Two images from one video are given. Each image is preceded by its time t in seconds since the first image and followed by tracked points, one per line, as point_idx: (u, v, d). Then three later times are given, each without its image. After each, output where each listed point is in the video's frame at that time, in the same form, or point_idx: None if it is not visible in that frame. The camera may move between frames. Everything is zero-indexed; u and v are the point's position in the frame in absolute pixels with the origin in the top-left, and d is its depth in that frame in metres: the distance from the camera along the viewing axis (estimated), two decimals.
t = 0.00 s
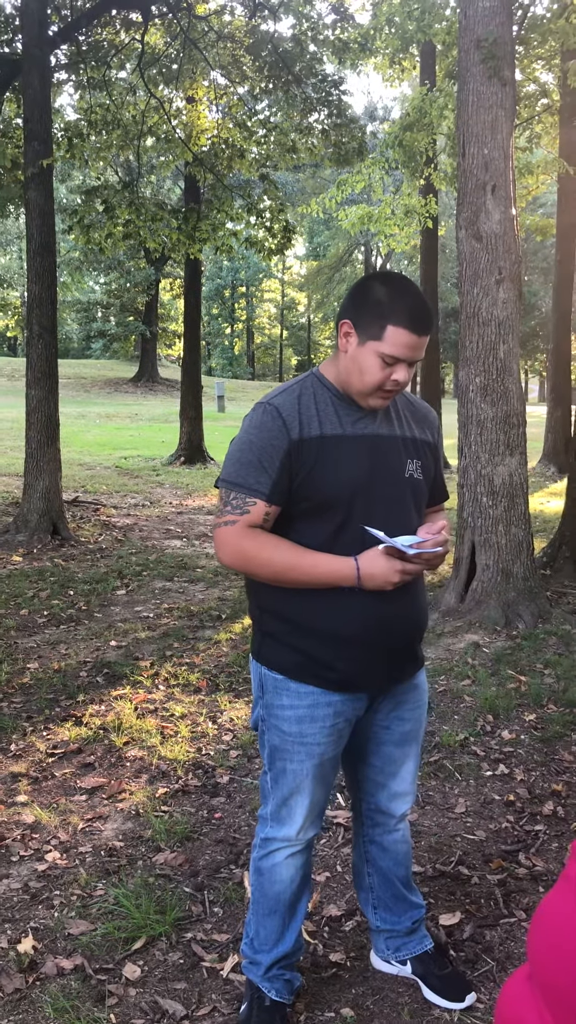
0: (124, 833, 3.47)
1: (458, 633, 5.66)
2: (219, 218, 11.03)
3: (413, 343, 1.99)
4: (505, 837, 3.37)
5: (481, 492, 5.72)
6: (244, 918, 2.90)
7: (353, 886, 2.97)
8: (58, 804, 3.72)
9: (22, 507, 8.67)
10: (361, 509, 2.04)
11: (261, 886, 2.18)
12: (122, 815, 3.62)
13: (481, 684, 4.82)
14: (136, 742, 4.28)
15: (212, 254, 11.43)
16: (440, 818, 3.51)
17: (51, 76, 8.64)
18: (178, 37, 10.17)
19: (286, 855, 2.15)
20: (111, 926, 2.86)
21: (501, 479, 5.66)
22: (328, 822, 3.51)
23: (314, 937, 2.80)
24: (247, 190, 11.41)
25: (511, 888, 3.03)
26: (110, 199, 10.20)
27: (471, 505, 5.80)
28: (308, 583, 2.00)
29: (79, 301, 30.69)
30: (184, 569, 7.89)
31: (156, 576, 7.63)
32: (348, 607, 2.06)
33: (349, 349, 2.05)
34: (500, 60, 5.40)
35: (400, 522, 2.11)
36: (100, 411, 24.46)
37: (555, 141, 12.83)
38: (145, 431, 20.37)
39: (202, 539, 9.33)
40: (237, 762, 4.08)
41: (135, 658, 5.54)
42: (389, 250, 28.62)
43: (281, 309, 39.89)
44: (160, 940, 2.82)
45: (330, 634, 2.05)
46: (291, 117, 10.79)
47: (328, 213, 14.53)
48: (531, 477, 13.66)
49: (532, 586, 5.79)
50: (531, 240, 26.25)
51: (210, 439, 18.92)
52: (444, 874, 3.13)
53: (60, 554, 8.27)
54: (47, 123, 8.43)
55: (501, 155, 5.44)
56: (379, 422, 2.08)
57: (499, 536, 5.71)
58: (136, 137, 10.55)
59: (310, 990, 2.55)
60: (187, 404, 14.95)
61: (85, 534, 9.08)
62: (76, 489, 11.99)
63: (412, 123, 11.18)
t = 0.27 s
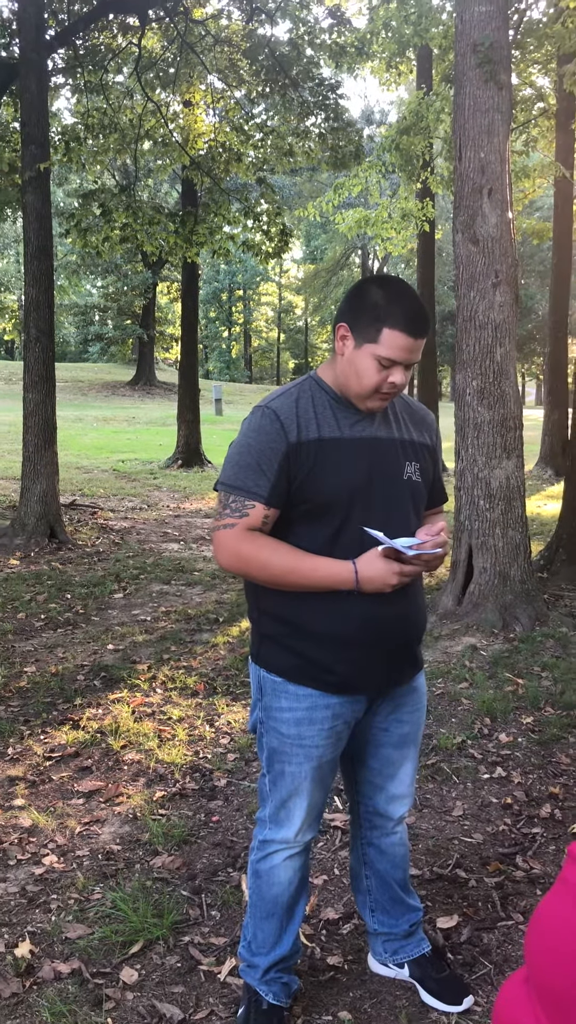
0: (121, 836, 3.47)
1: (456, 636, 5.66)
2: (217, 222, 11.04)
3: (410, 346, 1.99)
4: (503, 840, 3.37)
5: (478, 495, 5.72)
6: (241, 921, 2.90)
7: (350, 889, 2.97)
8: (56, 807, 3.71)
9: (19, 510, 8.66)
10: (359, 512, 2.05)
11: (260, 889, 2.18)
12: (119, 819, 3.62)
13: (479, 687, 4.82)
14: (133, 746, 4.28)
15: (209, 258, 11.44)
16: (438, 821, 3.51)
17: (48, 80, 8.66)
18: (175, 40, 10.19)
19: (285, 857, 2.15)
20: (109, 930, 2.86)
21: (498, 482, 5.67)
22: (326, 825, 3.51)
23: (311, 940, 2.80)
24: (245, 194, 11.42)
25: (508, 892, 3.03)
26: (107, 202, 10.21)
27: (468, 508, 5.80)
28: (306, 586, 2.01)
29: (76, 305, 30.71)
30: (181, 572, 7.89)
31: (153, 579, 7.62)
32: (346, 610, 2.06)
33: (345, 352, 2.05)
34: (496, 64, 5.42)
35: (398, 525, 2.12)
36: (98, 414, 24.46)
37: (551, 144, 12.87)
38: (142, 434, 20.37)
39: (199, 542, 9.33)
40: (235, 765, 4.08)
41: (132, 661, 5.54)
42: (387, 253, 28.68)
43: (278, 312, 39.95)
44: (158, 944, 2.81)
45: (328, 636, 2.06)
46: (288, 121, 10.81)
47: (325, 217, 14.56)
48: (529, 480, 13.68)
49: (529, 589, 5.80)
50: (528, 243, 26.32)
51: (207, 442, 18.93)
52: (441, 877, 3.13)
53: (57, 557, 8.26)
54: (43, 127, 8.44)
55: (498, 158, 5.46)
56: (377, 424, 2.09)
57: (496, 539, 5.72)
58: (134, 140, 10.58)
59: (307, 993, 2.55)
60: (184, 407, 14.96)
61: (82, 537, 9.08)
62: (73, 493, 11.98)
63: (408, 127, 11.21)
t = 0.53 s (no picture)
0: (118, 841, 3.46)
1: (452, 640, 5.67)
2: (213, 226, 11.07)
3: (406, 352, 2.00)
4: (499, 843, 3.38)
5: (475, 499, 5.73)
6: (238, 926, 2.89)
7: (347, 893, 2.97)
8: (52, 812, 3.71)
9: (16, 515, 8.67)
10: (357, 516, 2.05)
11: (258, 892, 2.18)
12: (116, 823, 3.61)
13: (475, 691, 4.82)
14: (130, 751, 4.27)
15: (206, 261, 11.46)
16: (435, 824, 3.51)
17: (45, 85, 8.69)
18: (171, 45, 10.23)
19: (283, 860, 2.15)
20: (105, 935, 2.85)
21: (494, 486, 5.68)
22: (323, 829, 3.51)
23: (308, 945, 2.80)
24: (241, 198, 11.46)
25: (505, 895, 3.03)
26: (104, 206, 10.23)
27: (464, 512, 5.81)
28: (304, 590, 2.01)
29: (72, 309, 30.72)
30: (177, 577, 7.88)
31: (150, 584, 7.62)
32: (345, 614, 2.07)
33: (342, 358, 2.06)
34: (492, 69, 5.45)
35: (396, 529, 2.12)
36: (94, 418, 24.45)
37: (547, 149, 12.93)
38: (139, 438, 20.36)
39: (196, 546, 9.33)
40: (231, 770, 4.08)
41: (129, 666, 5.53)
42: (383, 257, 28.76)
43: (275, 316, 40.03)
44: (154, 949, 2.81)
45: (327, 640, 2.06)
46: (284, 125, 10.85)
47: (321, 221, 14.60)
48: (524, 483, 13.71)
49: (525, 593, 5.81)
50: (524, 246, 26.39)
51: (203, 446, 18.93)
52: (438, 881, 3.13)
53: (54, 561, 8.25)
54: (40, 131, 8.46)
55: (493, 162, 5.49)
56: (375, 429, 2.10)
57: (492, 543, 5.73)
58: (130, 145, 10.61)
59: (303, 998, 2.55)
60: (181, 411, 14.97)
61: (78, 541, 9.07)
62: (69, 497, 11.98)
63: (404, 131, 11.27)
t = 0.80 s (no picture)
0: (114, 842, 3.46)
1: (449, 641, 5.67)
2: (210, 227, 11.07)
3: (401, 353, 2.01)
4: (497, 844, 3.38)
5: (472, 500, 5.74)
6: (235, 928, 2.89)
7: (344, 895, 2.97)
8: (49, 814, 3.70)
9: (13, 516, 8.66)
10: (355, 518, 2.05)
11: (256, 893, 2.18)
12: (112, 825, 3.61)
13: (472, 692, 4.83)
14: (127, 752, 4.27)
15: (203, 263, 11.47)
16: (432, 825, 3.52)
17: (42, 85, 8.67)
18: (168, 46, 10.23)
19: (282, 862, 2.15)
20: (102, 937, 2.85)
21: (491, 486, 5.69)
22: (320, 830, 3.51)
23: (305, 946, 2.80)
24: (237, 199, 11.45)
25: (502, 896, 3.04)
26: (101, 207, 10.22)
27: (461, 513, 5.82)
28: (303, 592, 2.01)
29: (69, 310, 30.67)
30: (175, 578, 7.88)
31: (147, 585, 7.61)
32: (344, 615, 2.07)
33: (338, 360, 2.07)
34: (488, 71, 5.46)
35: (394, 530, 2.12)
36: (91, 419, 24.42)
37: (544, 151, 12.95)
38: (135, 440, 20.33)
39: (193, 547, 9.32)
40: (229, 771, 4.08)
41: (126, 667, 5.53)
42: (380, 259, 28.79)
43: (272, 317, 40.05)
44: (151, 951, 2.81)
45: (326, 641, 2.06)
46: (281, 126, 10.85)
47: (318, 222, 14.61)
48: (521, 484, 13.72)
49: (522, 594, 5.82)
50: (521, 248, 26.41)
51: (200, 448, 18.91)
52: (435, 882, 3.13)
53: (50, 563, 8.24)
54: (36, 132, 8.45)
55: (490, 164, 5.50)
56: (372, 430, 2.10)
57: (489, 544, 5.74)
58: (127, 147, 10.62)
59: (300, 999, 2.55)
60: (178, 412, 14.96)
61: (75, 542, 9.06)
62: (66, 498, 11.96)
63: (401, 133, 11.28)
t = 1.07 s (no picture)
0: (113, 842, 3.46)
1: (448, 641, 5.67)
2: (208, 227, 11.05)
3: (396, 354, 2.00)
4: (495, 844, 3.38)
5: (470, 500, 5.74)
6: (234, 928, 2.89)
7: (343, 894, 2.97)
8: (47, 814, 3.69)
9: (11, 516, 8.64)
10: (355, 518, 2.05)
11: (256, 893, 2.18)
12: (111, 825, 3.60)
13: (471, 692, 4.83)
14: (125, 752, 4.26)
15: (201, 263, 11.45)
16: (430, 825, 3.52)
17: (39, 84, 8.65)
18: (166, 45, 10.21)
19: (282, 861, 2.15)
20: (100, 937, 2.85)
21: (489, 486, 5.69)
22: (319, 830, 3.51)
23: (304, 946, 2.80)
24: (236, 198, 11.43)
25: (501, 896, 3.04)
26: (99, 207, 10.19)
27: (460, 512, 5.82)
28: (303, 592, 2.01)
29: (68, 310, 30.63)
30: (173, 578, 7.87)
31: (145, 585, 7.61)
32: (344, 615, 2.07)
33: (335, 361, 2.07)
34: (486, 71, 5.46)
35: (394, 530, 2.12)
36: (89, 419, 24.38)
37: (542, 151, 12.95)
38: (133, 440, 20.30)
39: (191, 547, 9.32)
40: (227, 771, 4.08)
41: (124, 667, 5.52)
42: (379, 259, 28.78)
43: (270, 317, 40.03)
44: (149, 950, 2.81)
45: (326, 641, 2.06)
46: (280, 126, 10.84)
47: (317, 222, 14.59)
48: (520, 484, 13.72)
49: (520, 593, 5.82)
50: (519, 247, 26.41)
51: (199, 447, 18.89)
52: (433, 882, 3.13)
53: (48, 563, 8.23)
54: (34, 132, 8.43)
55: (488, 164, 5.50)
56: (371, 431, 2.10)
57: (488, 544, 5.74)
58: (125, 146, 10.62)
59: (299, 999, 2.55)
60: (176, 412, 14.94)
61: (74, 542, 9.05)
62: (64, 498, 11.94)
63: (399, 132, 11.27)
